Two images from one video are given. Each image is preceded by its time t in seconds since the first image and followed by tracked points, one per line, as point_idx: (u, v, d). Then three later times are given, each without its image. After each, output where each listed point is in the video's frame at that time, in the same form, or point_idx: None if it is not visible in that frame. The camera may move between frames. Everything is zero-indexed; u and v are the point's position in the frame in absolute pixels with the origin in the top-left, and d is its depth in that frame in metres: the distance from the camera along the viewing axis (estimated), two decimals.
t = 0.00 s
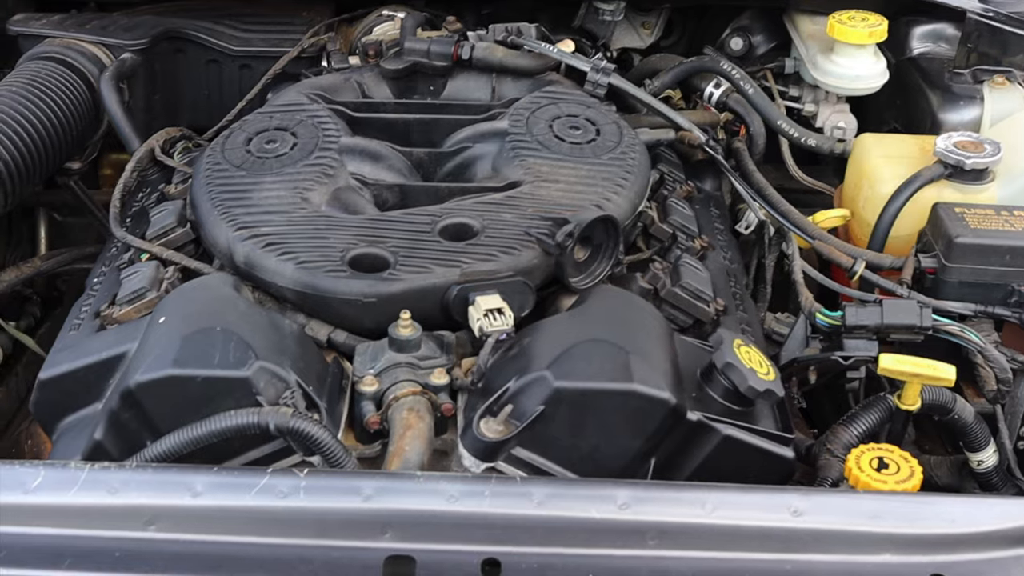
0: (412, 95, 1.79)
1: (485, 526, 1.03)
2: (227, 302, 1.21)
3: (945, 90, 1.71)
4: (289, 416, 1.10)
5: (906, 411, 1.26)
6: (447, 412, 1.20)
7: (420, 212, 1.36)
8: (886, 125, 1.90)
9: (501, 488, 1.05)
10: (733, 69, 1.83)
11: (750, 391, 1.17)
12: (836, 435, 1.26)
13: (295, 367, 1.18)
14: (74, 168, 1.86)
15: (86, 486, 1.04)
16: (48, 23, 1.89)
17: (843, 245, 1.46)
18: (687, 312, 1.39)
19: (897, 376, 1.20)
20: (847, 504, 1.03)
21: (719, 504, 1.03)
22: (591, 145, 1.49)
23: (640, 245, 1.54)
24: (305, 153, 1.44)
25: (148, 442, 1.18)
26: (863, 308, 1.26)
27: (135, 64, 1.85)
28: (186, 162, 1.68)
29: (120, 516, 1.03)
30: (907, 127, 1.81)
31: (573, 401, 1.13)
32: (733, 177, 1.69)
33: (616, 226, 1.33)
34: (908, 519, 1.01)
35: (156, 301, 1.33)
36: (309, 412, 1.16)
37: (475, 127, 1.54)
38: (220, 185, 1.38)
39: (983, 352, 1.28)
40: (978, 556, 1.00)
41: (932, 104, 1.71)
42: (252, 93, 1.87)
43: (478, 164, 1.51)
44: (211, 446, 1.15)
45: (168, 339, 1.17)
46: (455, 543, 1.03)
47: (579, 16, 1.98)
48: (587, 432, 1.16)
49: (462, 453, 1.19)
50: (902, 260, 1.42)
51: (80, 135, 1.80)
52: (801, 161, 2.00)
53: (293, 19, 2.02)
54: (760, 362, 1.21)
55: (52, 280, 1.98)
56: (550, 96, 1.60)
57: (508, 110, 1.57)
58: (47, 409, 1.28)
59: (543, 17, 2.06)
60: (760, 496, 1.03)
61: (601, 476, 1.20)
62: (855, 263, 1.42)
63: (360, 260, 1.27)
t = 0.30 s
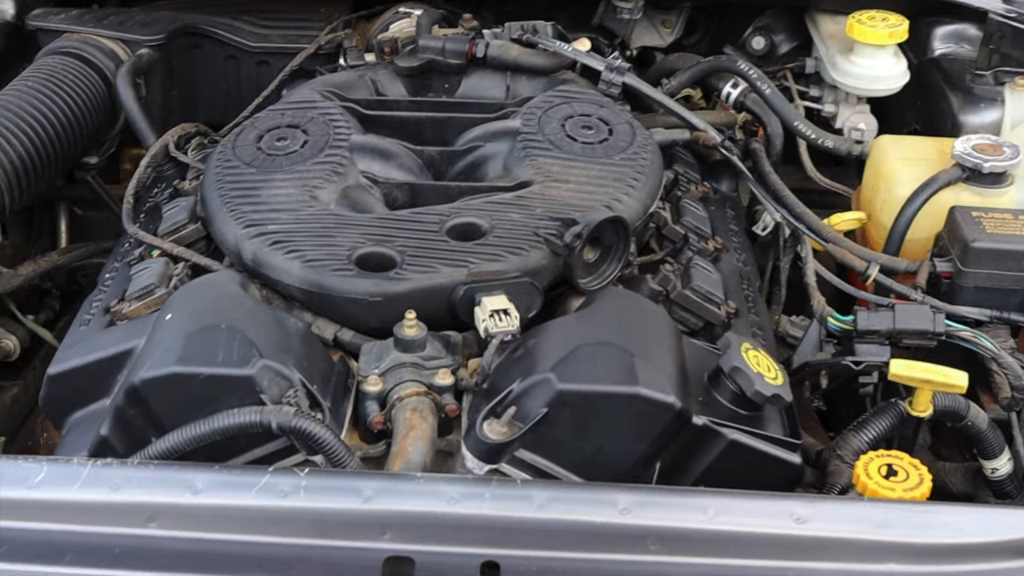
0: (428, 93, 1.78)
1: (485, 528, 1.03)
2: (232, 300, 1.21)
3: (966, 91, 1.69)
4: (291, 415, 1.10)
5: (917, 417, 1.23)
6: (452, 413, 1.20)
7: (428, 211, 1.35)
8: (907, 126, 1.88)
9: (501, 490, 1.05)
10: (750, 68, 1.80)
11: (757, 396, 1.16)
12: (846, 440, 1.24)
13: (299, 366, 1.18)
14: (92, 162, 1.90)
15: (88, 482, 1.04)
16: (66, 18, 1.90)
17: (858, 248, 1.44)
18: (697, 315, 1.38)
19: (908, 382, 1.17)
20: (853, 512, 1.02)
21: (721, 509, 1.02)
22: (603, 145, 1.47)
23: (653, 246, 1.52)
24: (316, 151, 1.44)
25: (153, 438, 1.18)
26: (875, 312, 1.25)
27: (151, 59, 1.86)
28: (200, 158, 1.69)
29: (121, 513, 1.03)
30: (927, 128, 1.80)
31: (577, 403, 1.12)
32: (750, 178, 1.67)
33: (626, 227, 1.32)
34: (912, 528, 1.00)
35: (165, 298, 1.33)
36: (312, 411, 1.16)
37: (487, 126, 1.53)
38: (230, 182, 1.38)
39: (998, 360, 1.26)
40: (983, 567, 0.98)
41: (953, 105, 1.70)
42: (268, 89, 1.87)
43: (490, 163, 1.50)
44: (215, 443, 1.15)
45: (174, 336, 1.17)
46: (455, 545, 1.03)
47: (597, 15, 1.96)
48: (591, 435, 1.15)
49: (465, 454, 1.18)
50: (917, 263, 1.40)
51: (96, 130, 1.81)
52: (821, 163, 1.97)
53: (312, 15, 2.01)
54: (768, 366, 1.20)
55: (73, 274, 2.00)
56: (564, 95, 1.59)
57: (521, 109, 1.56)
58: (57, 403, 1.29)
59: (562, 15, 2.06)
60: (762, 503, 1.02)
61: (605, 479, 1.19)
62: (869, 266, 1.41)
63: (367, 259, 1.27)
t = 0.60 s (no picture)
0: (445, 96, 1.77)
1: (484, 534, 1.02)
2: (239, 302, 1.21)
3: (992, 99, 1.66)
4: (294, 417, 1.10)
5: (930, 430, 1.22)
6: (455, 417, 1.19)
7: (438, 215, 1.35)
8: (933, 133, 1.83)
9: (501, 496, 1.04)
10: (770, 73, 1.77)
11: (764, 406, 1.14)
12: (857, 452, 1.23)
13: (304, 368, 1.18)
14: (113, 161, 1.94)
15: (91, 481, 1.04)
16: (88, 16, 1.91)
17: (876, 257, 1.42)
18: (710, 322, 1.36)
19: (919, 394, 1.15)
20: (857, 526, 1.00)
21: (722, 520, 1.01)
22: (616, 150, 1.46)
23: (668, 253, 1.50)
24: (328, 153, 1.44)
25: (159, 438, 1.18)
26: (887, 323, 1.23)
27: (171, 59, 1.87)
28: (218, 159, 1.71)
29: (122, 512, 1.03)
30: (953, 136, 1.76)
31: (580, 410, 1.12)
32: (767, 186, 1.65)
33: (637, 234, 1.30)
34: (915, 542, 0.98)
35: (176, 297, 1.34)
36: (316, 414, 1.16)
37: (501, 130, 1.52)
38: (241, 184, 1.38)
39: (1012, 372, 1.23)
40: None
41: (978, 113, 1.67)
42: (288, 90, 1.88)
43: (503, 167, 1.49)
44: (219, 444, 1.15)
45: (180, 336, 1.17)
46: (455, 551, 1.02)
47: (620, 18, 1.96)
48: (595, 442, 1.14)
49: (469, 459, 1.18)
50: (934, 273, 1.37)
51: (117, 129, 1.82)
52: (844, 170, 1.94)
53: (334, 16, 2.02)
54: (777, 376, 1.18)
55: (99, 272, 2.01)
56: (579, 99, 1.58)
57: (535, 113, 1.55)
58: (68, 401, 1.29)
59: (589, 13, 2.04)
60: (764, 514, 1.01)
61: (609, 487, 1.18)
62: (884, 275, 1.37)
63: (375, 263, 1.26)
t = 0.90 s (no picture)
0: (463, 101, 1.77)
1: (481, 542, 1.01)
2: (245, 305, 1.22)
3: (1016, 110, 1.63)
4: (294, 421, 1.10)
5: (940, 444, 1.19)
6: (459, 424, 1.19)
7: (447, 221, 1.34)
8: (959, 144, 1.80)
9: (498, 505, 1.04)
10: (791, 83, 1.76)
11: (769, 419, 1.13)
12: (866, 466, 1.20)
13: (307, 373, 1.18)
14: (136, 161, 1.96)
15: (91, 482, 1.05)
16: (112, 18, 1.94)
17: (892, 270, 1.40)
18: (721, 333, 1.34)
19: (929, 409, 1.14)
20: (858, 542, 0.99)
21: (720, 533, 0.99)
22: (630, 158, 1.45)
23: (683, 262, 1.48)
24: (340, 158, 1.44)
25: (164, 439, 1.19)
26: (899, 336, 1.21)
27: (193, 61, 1.89)
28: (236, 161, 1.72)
29: (121, 513, 1.04)
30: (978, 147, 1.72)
31: (582, 420, 1.11)
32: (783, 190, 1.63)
33: (647, 242, 1.28)
34: (917, 560, 0.96)
35: (186, 299, 1.35)
36: (318, 418, 1.16)
37: (515, 136, 1.52)
38: (253, 188, 1.39)
39: None
40: None
41: (1001, 125, 1.63)
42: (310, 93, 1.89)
43: (516, 174, 1.49)
44: (221, 446, 1.15)
45: (185, 339, 1.18)
46: (452, 559, 1.01)
47: (644, 26, 1.95)
48: (596, 452, 1.13)
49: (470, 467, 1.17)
50: (951, 286, 1.34)
51: (139, 130, 1.84)
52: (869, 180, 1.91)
53: (359, 20, 2.03)
54: (783, 388, 1.16)
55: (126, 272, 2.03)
56: (595, 107, 1.57)
57: (551, 120, 1.55)
58: (79, 401, 1.31)
59: (612, 25, 2.04)
60: (764, 529, 0.99)
61: (611, 496, 1.16)
62: (898, 289, 1.36)
63: (382, 268, 1.26)
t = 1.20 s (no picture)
0: (481, 108, 1.77)
1: (475, 550, 1.01)
2: (249, 309, 1.23)
3: None
4: (293, 425, 1.11)
5: (947, 460, 1.16)
6: (459, 431, 1.18)
7: (454, 228, 1.34)
8: (983, 157, 1.77)
9: (492, 513, 1.03)
10: (809, 93, 1.73)
11: (770, 432, 1.12)
12: (871, 480, 1.18)
13: (309, 377, 1.19)
14: (159, 164, 2.00)
15: (90, 481, 1.07)
16: (136, 22, 1.97)
17: (901, 282, 1.40)
18: (729, 345, 1.32)
19: (933, 424, 1.12)
20: (852, 558, 0.98)
21: (712, 546, 0.99)
22: (641, 168, 1.44)
23: (695, 272, 1.46)
24: (351, 163, 1.45)
25: (167, 440, 1.20)
26: (907, 350, 1.19)
27: (216, 66, 1.91)
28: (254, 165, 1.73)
29: (119, 513, 1.05)
30: (1001, 159, 1.69)
31: (580, 429, 1.10)
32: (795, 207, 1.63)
33: (656, 252, 1.28)
34: None
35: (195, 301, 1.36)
36: (318, 423, 1.16)
37: (527, 144, 1.51)
38: (264, 192, 1.40)
39: None
40: None
41: None
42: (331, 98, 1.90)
43: (528, 181, 1.48)
44: (222, 448, 1.16)
45: (190, 342, 1.19)
46: (446, 565, 1.01)
47: (668, 34, 1.96)
48: (595, 461, 1.12)
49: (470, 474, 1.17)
50: (964, 300, 1.32)
51: (160, 133, 1.87)
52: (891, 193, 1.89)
53: (383, 26, 2.04)
54: (786, 401, 1.15)
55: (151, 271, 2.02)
56: (608, 115, 1.56)
57: (564, 128, 1.54)
58: (88, 400, 1.32)
59: (639, 34, 2.02)
60: (758, 542, 0.99)
61: (610, 507, 1.15)
62: (909, 302, 1.35)
63: (387, 274, 1.27)
